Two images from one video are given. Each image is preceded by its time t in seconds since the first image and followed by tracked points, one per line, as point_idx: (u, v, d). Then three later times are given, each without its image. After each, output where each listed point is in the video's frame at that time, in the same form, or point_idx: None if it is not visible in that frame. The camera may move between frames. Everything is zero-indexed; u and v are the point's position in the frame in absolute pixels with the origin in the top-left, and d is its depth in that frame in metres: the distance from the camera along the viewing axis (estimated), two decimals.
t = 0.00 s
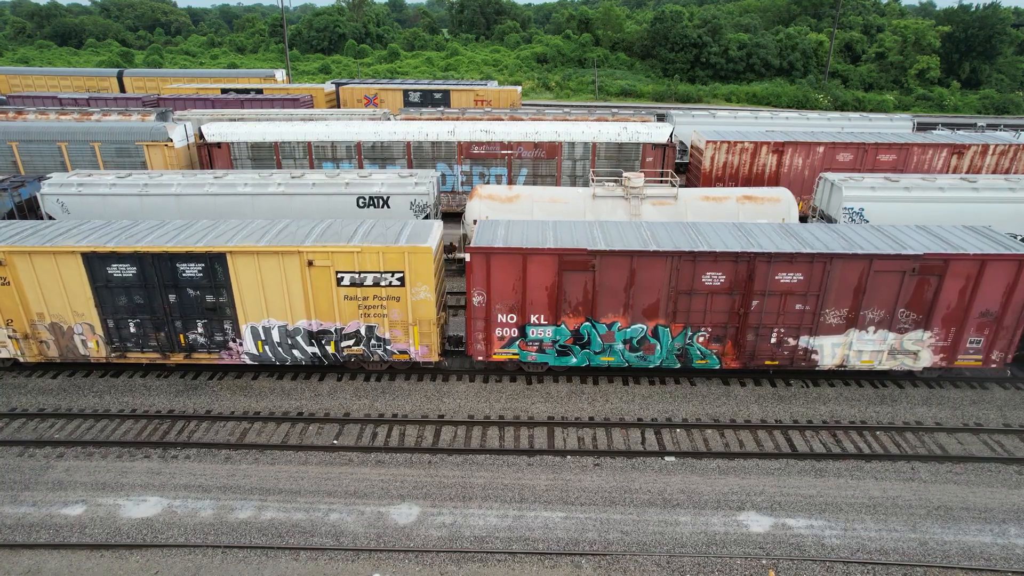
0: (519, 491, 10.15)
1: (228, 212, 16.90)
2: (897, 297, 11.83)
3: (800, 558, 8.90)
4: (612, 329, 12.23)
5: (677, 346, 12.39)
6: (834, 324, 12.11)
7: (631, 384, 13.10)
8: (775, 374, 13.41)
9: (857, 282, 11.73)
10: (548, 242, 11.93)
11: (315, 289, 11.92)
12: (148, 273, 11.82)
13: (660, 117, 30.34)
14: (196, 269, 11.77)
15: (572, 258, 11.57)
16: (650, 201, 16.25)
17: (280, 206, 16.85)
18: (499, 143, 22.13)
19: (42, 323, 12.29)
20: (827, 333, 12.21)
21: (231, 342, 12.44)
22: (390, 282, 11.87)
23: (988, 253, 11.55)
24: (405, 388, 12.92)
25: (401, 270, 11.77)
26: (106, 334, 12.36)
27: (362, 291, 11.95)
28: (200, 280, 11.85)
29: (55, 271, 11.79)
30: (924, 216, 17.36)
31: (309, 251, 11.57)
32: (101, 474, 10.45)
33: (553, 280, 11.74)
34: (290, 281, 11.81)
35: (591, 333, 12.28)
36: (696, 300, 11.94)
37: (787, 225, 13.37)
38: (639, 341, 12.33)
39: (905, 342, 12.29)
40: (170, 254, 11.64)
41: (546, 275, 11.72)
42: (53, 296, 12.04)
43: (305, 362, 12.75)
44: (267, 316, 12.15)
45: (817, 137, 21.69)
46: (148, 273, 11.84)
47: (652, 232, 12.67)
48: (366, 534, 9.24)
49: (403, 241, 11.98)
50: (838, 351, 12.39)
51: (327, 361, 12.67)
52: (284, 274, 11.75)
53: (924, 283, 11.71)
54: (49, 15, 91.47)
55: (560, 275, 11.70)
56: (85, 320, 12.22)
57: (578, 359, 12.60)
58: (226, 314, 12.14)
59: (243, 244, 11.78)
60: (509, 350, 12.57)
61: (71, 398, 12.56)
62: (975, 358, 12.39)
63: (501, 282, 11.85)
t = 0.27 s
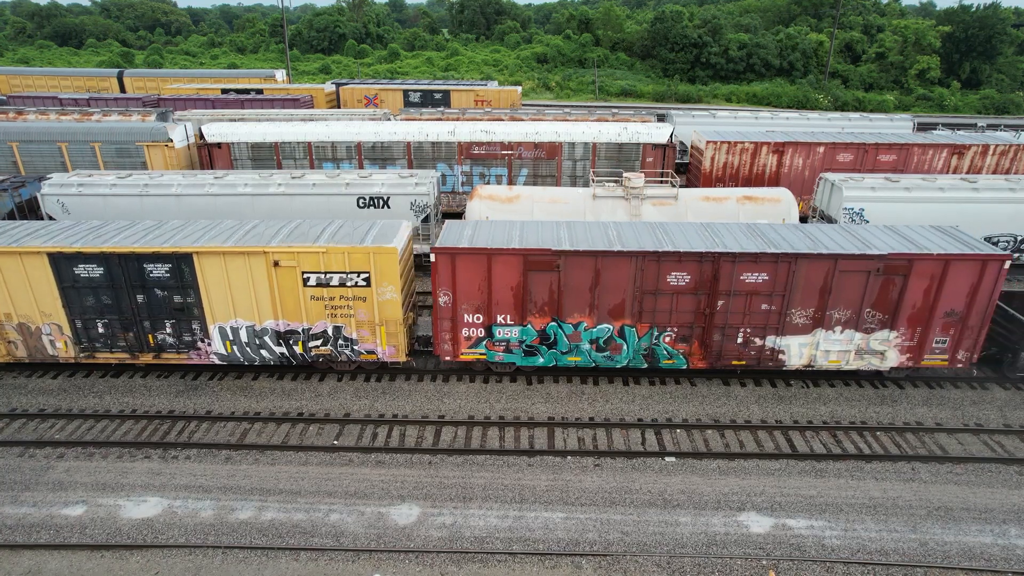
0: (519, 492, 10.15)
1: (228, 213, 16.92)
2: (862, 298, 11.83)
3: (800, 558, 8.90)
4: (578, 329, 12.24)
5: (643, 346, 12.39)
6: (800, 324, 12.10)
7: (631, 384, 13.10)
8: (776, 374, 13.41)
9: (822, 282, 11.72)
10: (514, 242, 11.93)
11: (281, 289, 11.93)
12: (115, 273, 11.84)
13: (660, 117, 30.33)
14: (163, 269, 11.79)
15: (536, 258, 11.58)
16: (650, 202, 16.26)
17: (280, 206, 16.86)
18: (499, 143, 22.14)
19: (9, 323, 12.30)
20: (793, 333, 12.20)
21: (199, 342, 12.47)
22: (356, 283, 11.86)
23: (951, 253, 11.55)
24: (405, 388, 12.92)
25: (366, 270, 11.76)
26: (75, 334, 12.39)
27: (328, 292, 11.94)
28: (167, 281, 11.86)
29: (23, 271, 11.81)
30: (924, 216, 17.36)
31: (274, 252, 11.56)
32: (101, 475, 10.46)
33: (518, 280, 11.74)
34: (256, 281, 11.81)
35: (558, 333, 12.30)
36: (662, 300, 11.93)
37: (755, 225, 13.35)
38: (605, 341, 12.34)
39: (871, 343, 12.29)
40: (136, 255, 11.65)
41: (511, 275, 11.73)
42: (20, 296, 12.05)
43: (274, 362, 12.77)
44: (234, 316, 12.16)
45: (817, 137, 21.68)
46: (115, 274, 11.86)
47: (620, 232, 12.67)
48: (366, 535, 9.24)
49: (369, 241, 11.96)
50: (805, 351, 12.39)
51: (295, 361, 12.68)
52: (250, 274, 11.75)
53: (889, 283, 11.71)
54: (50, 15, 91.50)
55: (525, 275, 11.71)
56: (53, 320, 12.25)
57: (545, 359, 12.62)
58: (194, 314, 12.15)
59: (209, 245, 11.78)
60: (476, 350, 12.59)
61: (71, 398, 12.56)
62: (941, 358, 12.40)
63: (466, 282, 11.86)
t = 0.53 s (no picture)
0: (519, 492, 10.15)
1: (229, 214, 16.93)
2: (828, 298, 11.83)
3: (800, 559, 8.90)
4: (544, 329, 12.25)
5: (610, 346, 12.39)
6: (766, 324, 12.10)
7: (632, 384, 13.11)
8: (775, 375, 13.41)
9: (788, 282, 11.72)
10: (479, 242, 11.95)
11: (248, 289, 11.94)
12: (82, 273, 11.86)
13: (660, 117, 30.32)
14: (131, 269, 11.80)
15: (501, 258, 11.59)
16: (650, 202, 16.26)
17: (280, 207, 16.87)
18: (499, 144, 22.14)
19: None
20: (759, 333, 12.20)
21: (168, 342, 12.48)
22: (322, 283, 11.87)
23: (916, 253, 11.56)
24: (405, 389, 12.92)
25: (332, 270, 11.78)
26: (43, 334, 12.39)
27: (295, 292, 11.95)
28: (135, 281, 11.88)
29: None
30: (925, 216, 17.36)
31: (240, 252, 11.58)
32: (101, 475, 10.46)
33: (483, 280, 11.76)
34: (222, 281, 11.82)
35: (524, 333, 12.30)
36: (627, 300, 11.94)
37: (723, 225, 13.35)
38: (571, 341, 12.34)
39: (837, 343, 12.29)
40: (103, 255, 11.67)
41: (477, 275, 11.75)
42: None
43: (243, 362, 12.77)
44: (202, 316, 12.17)
45: (818, 137, 21.67)
46: (82, 274, 11.88)
47: (588, 232, 12.68)
48: (366, 535, 9.24)
49: (335, 242, 11.98)
50: (772, 351, 12.39)
51: (263, 361, 12.70)
52: (216, 275, 11.77)
53: (855, 283, 11.72)
54: (50, 15, 91.56)
55: (490, 275, 11.72)
56: (21, 320, 12.24)
57: (512, 359, 12.61)
58: (162, 314, 12.16)
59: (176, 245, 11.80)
60: (443, 350, 12.59)
61: (72, 399, 12.56)
62: (908, 358, 12.40)
63: (431, 282, 11.87)
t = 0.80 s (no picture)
0: (519, 493, 10.15)
1: (229, 214, 16.93)
2: (793, 297, 11.82)
3: (801, 559, 8.90)
4: (510, 329, 12.26)
5: (577, 346, 12.40)
6: (733, 324, 12.10)
7: (632, 385, 13.11)
8: (775, 375, 13.41)
9: (753, 282, 11.71)
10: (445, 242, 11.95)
11: (215, 290, 11.95)
12: (48, 273, 11.85)
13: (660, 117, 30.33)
14: (97, 270, 11.80)
15: (465, 258, 11.60)
16: (651, 202, 16.25)
17: (280, 208, 16.88)
18: (499, 144, 22.15)
19: None
20: (726, 333, 12.19)
21: (136, 342, 12.50)
22: (288, 283, 11.87)
23: (880, 253, 11.55)
24: (406, 389, 12.91)
25: (298, 271, 11.77)
26: (11, 334, 12.38)
27: (261, 292, 11.95)
28: (102, 281, 11.88)
29: None
30: (925, 217, 17.36)
31: (206, 252, 11.59)
32: (101, 476, 10.46)
33: (448, 280, 11.77)
34: (189, 281, 11.82)
35: (490, 333, 12.31)
36: (593, 300, 11.94)
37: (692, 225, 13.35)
38: (538, 341, 12.35)
39: (804, 343, 12.29)
40: (69, 255, 11.67)
41: (442, 276, 11.76)
42: None
43: (211, 362, 12.80)
44: (170, 317, 12.18)
45: (818, 137, 21.67)
46: (48, 275, 11.88)
47: (556, 232, 12.67)
48: (367, 536, 9.24)
49: (302, 242, 11.98)
50: (738, 351, 12.39)
51: (232, 361, 12.73)
52: (182, 275, 11.76)
53: (820, 283, 11.71)
54: (51, 15, 91.57)
55: (455, 275, 11.73)
56: None
57: (479, 359, 12.63)
58: (130, 314, 12.17)
59: (142, 245, 11.80)
60: (410, 350, 12.61)
61: (72, 399, 12.56)
62: (875, 358, 12.41)
63: (397, 282, 11.88)
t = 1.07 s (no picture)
0: (519, 493, 10.15)
1: (229, 214, 16.94)
2: (759, 297, 11.82)
3: (801, 560, 8.90)
4: (477, 330, 12.26)
5: (543, 346, 12.41)
6: (699, 324, 12.09)
7: (632, 385, 13.11)
8: (775, 375, 13.40)
9: (718, 282, 11.71)
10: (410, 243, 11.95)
11: (182, 290, 11.98)
12: (15, 274, 11.89)
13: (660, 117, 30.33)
14: (63, 270, 11.82)
15: (430, 258, 11.59)
16: (651, 202, 16.25)
17: (280, 208, 16.89)
18: (499, 144, 22.15)
19: None
20: (692, 334, 12.19)
21: (104, 342, 12.51)
22: (254, 284, 11.90)
23: (845, 253, 11.56)
24: (406, 390, 12.92)
25: (264, 271, 11.79)
26: None
27: (227, 292, 11.97)
28: (68, 281, 11.91)
29: None
30: (926, 217, 17.36)
31: (173, 253, 11.63)
32: (101, 476, 10.46)
33: (413, 280, 11.76)
34: (156, 281, 11.85)
35: (456, 334, 12.31)
36: (558, 300, 11.94)
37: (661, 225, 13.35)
38: (504, 341, 12.35)
39: (770, 343, 12.29)
40: (35, 256, 11.71)
41: (407, 276, 11.75)
42: None
43: (180, 362, 12.81)
44: (138, 317, 12.20)
45: (818, 138, 21.67)
46: (15, 275, 11.91)
47: (524, 233, 12.66)
48: (367, 537, 9.23)
49: (268, 243, 12.03)
50: (705, 351, 12.39)
51: (201, 361, 12.74)
52: (148, 276, 11.79)
53: (785, 283, 11.71)
54: (51, 15, 91.58)
55: (420, 275, 11.72)
56: None
57: (446, 359, 12.63)
58: (97, 315, 12.19)
59: (109, 246, 11.84)
60: (377, 350, 12.59)
61: (72, 400, 12.57)
62: (842, 358, 12.42)
63: (363, 283, 11.85)
